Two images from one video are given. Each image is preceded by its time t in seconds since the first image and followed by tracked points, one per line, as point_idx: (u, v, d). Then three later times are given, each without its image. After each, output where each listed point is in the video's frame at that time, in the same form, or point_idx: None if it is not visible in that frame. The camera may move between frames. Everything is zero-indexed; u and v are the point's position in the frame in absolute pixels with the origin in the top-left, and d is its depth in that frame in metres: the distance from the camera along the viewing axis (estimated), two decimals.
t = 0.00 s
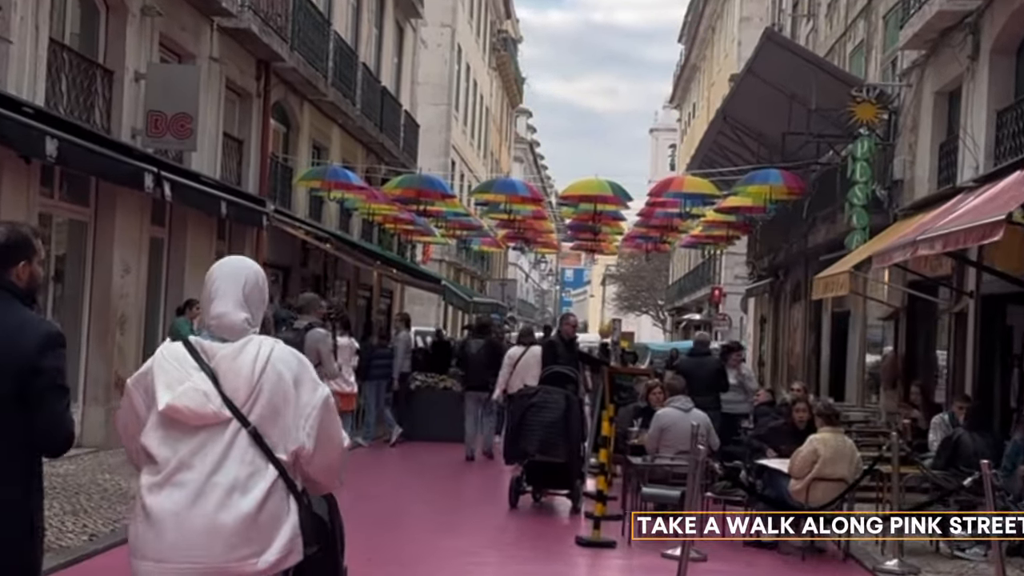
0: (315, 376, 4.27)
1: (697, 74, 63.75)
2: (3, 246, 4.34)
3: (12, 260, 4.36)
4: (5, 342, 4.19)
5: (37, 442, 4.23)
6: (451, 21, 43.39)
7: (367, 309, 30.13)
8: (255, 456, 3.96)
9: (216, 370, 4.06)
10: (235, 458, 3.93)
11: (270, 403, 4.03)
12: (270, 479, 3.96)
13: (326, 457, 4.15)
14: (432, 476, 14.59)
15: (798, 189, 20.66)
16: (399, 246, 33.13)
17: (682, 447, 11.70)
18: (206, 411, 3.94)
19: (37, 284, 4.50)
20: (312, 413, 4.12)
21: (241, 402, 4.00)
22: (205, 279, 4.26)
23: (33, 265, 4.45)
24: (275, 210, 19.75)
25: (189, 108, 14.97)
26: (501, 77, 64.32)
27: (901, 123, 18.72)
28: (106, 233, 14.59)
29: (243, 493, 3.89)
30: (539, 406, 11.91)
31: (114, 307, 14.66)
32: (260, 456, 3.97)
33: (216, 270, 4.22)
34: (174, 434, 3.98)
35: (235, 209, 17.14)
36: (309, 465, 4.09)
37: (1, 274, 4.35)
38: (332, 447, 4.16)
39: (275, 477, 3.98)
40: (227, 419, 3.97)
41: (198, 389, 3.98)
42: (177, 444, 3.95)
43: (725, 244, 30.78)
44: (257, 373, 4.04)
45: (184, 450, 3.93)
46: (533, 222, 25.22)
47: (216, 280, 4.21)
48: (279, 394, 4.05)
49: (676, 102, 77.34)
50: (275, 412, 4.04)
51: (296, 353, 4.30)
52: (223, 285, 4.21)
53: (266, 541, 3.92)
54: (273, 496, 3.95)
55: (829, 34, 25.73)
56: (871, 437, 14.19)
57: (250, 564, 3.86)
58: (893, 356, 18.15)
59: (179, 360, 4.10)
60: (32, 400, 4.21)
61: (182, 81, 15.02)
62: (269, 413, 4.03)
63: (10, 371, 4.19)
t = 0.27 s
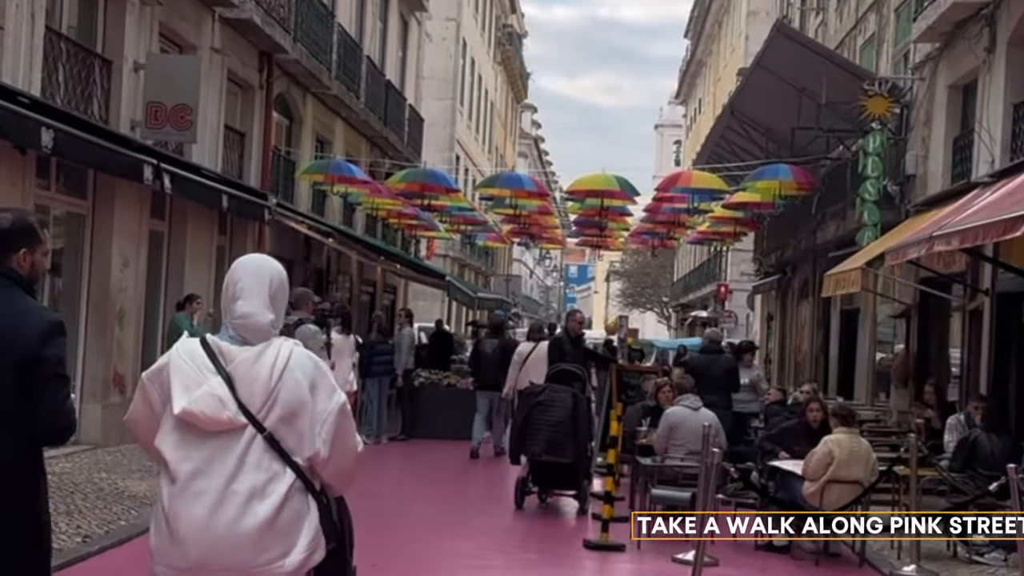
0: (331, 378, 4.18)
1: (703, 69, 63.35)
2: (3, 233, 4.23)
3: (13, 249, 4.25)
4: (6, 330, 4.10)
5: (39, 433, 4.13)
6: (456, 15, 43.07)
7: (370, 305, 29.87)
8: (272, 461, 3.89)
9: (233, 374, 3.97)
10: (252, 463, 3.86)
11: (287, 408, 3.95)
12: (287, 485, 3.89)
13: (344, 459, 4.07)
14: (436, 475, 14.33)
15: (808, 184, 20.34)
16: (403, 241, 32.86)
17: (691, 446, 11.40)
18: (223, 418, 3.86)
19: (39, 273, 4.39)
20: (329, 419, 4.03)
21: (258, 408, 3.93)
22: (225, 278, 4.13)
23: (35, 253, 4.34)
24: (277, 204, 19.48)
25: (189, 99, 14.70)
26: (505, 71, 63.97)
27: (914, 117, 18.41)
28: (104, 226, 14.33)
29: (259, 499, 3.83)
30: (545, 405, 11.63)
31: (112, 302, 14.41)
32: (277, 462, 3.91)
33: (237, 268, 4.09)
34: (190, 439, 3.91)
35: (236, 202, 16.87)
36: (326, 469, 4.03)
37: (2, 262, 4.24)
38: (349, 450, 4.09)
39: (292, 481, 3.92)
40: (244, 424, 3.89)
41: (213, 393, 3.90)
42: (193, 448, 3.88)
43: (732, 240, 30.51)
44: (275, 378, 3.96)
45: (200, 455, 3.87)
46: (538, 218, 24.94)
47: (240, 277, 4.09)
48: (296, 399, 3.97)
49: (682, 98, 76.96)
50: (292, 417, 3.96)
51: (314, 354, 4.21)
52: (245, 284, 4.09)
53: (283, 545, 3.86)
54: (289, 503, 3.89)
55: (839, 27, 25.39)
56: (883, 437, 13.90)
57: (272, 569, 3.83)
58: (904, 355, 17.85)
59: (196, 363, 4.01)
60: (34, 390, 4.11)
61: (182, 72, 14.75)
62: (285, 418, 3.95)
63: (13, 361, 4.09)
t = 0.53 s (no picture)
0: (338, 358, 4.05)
1: (712, 62, 62.98)
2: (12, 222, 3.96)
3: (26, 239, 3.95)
4: (11, 322, 3.79)
5: (45, 434, 3.81)
6: (463, 7, 42.76)
7: (376, 298, 29.57)
8: (277, 445, 3.77)
9: (242, 354, 3.82)
10: (256, 446, 3.74)
11: (296, 390, 3.82)
12: (293, 469, 3.77)
13: (348, 442, 3.97)
14: (441, 471, 14.02)
15: (821, 176, 19.96)
16: (409, 234, 32.54)
17: (703, 440, 11.08)
18: (231, 399, 3.72)
19: (52, 269, 4.09)
20: (339, 400, 3.96)
21: (266, 390, 3.79)
22: (231, 256, 3.98)
23: (47, 246, 4.05)
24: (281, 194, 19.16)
25: (190, 85, 14.40)
26: (513, 65, 63.65)
27: (929, 108, 18.06)
28: (103, 214, 14.04)
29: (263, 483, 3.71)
30: (553, 399, 11.33)
31: (111, 292, 14.12)
32: (282, 446, 3.78)
33: (246, 246, 3.93)
34: (195, 419, 3.77)
35: (239, 191, 16.57)
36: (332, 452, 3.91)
37: (11, 253, 3.96)
38: (354, 433, 3.98)
39: (297, 465, 3.79)
40: (251, 406, 3.76)
41: (221, 373, 3.76)
42: (197, 430, 3.75)
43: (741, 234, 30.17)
44: (284, 359, 3.82)
45: (204, 437, 3.74)
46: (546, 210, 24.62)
47: (246, 255, 3.94)
48: (305, 381, 3.83)
49: (690, 92, 76.60)
50: (300, 399, 3.83)
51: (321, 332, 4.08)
52: (254, 262, 3.94)
53: (287, 530, 3.74)
54: (291, 486, 3.76)
55: (852, 18, 25.03)
56: (899, 433, 13.57)
57: (267, 552, 3.69)
58: (919, 350, 17.51)
59: (203, 341, 3.85)
60: (40, 387, 3.79)
61: (182, 57, 14.45)
62: (294, 401, 3.81)
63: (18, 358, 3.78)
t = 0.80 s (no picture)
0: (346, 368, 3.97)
1: (724, 56, 62.50)
2: (56, 229, 4.09)
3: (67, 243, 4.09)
4: (52, 325, 3.91)
5: (80, 436, 3.92)
6: None
7: (386, 293, 29.34)
8: (281, 460, 3.71)
9: (245, 370, 3.77)
10: (260, 461, 3.69)
11: (300, 403, 3.75)
12: (296, 483, 3.70)
13: (356, 454, 3.89)
14: (450, 471, 13.78)
15: (838, 170, 19.62)
16: (419, 228, 32.29)
17: (720, 443, 10.82)
18: (234, 415, 3.69)
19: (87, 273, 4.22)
20: (343, 412, 3.84)
21: (269, 404, 3.73)
22: (232, 271, 3.94)
23: (86, 250, 4.19)
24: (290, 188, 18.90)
25: (197, 77, 14.16)
26: (524, 58, 63.30)
27: (949, 101, 17.73)
28: (107, 209, 13.82)
29: (265, 499, 3.65)
30: (565, 400, 11.07)
31: (116, 286, 13.89)
32: (286, 460, 3.72)
33: (246, 261, 3.89)
34: (200, 434, 3.75)
35: (246, 185, 16.32)
36: (338, 465, 3.84)
37: (53, 258, 4.09)
38: (363, 443, 3.90)
39: (302, 480, 3.73)
40: (255, 421, 3.71)
41: (224, 388, 3.72)
42: (202, 445, 3.73)
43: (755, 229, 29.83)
44: (288, 372, 3.76)
45: (208, 453, 3.71)
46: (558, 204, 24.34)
47: (247, 268, 3.89)
48: (309, 394, 3.76)
49: (702, 86, 76.18)
50: (304, 413, 3.76)
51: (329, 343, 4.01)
52: (254, 276, 3.89)
53: (290, 546, 3.67)
54: (297, 501, 3.70)
55: (870, 10, 24.62)
56: (920, 434, 13.29)
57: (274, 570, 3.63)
58: (937, 348, 17.20)
59: (206, 357, 3.82)
60: (77, 390, 3.91)
61: (188, 48, 14.21)
62: (297, 414, 3.75)
63: (57, 361, 3.90)
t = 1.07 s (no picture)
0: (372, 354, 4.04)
1: (741, 47, 61.98)
2: (80, 208, 4.18)
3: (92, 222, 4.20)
4: (83, 305, 4.03)
5: (116, 412, 4.06)
6: None
7: (399, 284, 29.08)
8: (306, 437, 3.76)
9: (270, 346, 3.84)
10: (286, 438, 3.73)
11: (325, 381, 3.81)
12: (322, 461, 3.75)
13: (382, 437, 3.95)
14: (466, 464, 13.54)
15: (860, 160, 19.26)
16: (433, 220, 31.99)
17: (744, 437, 10.56)
18: (258, 389, 3.75)
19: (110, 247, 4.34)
20: (370, 394, 3.92)
21: (293, 381, 3.80)
22: (264, 250, 4.02)
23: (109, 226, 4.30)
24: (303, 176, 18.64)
25: (208, 62, 13.90)
26: (539, 49, 62.89)
27: (974, 90, 17.36)
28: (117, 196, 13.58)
29: (292, 475, 3.70)
30: (585, 393, 10.76)
31: (126, 275, 13.66)
32: (312, 438, 3.77)
33: (276, 240, 3.98)
34: (225, 410, 3.79)
35: (259, 173, 16.06)
36: (364, 446, 3.89)
37: (80, 236, 4.19)
38: (388, 427, 3.96)
39: (328, 458, 3.78)
40: (279, 397, 3.77)
41: (249, 363, 3.78)
42: (227, 420, 3.77)
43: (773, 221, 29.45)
44: (312, 350, 3.83)
45: (234, 428, 3.75)
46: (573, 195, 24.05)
47: (277, 249, 3.98)
48: (335, 372, 3.83)
49: (718, 78, 75.58)
50: (329, 392, 3.82)
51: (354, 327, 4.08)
52: (283, 256, 3.98)
53: (317, 524, 3.71)
54: (323, 480, 3.75)
55: None
56: (947, 430, 12.97)
57: (299, 548, 3.68)
58: (961, 342, 16.86)
59: (233, 333, 3.90)
60: (111, 368, 4.05)
61: (199, 33, 13.95)
62: (324, 393, 3.81)
63: (90, 340, 4.02)
